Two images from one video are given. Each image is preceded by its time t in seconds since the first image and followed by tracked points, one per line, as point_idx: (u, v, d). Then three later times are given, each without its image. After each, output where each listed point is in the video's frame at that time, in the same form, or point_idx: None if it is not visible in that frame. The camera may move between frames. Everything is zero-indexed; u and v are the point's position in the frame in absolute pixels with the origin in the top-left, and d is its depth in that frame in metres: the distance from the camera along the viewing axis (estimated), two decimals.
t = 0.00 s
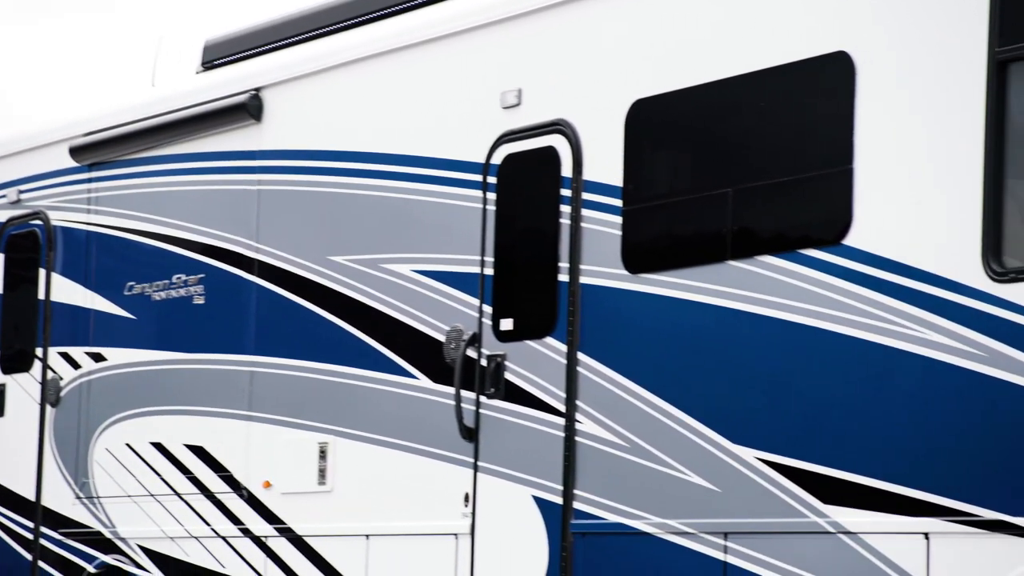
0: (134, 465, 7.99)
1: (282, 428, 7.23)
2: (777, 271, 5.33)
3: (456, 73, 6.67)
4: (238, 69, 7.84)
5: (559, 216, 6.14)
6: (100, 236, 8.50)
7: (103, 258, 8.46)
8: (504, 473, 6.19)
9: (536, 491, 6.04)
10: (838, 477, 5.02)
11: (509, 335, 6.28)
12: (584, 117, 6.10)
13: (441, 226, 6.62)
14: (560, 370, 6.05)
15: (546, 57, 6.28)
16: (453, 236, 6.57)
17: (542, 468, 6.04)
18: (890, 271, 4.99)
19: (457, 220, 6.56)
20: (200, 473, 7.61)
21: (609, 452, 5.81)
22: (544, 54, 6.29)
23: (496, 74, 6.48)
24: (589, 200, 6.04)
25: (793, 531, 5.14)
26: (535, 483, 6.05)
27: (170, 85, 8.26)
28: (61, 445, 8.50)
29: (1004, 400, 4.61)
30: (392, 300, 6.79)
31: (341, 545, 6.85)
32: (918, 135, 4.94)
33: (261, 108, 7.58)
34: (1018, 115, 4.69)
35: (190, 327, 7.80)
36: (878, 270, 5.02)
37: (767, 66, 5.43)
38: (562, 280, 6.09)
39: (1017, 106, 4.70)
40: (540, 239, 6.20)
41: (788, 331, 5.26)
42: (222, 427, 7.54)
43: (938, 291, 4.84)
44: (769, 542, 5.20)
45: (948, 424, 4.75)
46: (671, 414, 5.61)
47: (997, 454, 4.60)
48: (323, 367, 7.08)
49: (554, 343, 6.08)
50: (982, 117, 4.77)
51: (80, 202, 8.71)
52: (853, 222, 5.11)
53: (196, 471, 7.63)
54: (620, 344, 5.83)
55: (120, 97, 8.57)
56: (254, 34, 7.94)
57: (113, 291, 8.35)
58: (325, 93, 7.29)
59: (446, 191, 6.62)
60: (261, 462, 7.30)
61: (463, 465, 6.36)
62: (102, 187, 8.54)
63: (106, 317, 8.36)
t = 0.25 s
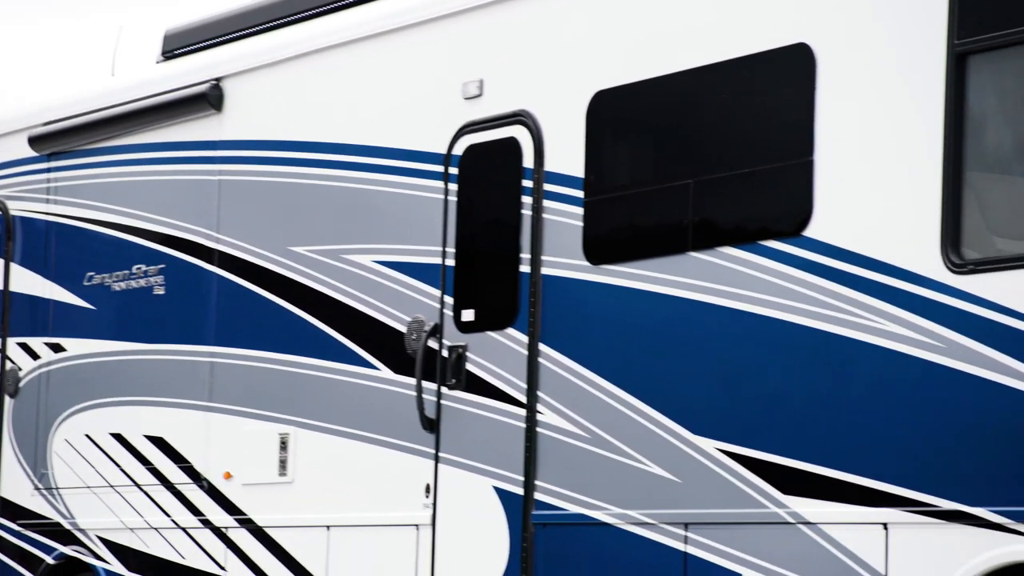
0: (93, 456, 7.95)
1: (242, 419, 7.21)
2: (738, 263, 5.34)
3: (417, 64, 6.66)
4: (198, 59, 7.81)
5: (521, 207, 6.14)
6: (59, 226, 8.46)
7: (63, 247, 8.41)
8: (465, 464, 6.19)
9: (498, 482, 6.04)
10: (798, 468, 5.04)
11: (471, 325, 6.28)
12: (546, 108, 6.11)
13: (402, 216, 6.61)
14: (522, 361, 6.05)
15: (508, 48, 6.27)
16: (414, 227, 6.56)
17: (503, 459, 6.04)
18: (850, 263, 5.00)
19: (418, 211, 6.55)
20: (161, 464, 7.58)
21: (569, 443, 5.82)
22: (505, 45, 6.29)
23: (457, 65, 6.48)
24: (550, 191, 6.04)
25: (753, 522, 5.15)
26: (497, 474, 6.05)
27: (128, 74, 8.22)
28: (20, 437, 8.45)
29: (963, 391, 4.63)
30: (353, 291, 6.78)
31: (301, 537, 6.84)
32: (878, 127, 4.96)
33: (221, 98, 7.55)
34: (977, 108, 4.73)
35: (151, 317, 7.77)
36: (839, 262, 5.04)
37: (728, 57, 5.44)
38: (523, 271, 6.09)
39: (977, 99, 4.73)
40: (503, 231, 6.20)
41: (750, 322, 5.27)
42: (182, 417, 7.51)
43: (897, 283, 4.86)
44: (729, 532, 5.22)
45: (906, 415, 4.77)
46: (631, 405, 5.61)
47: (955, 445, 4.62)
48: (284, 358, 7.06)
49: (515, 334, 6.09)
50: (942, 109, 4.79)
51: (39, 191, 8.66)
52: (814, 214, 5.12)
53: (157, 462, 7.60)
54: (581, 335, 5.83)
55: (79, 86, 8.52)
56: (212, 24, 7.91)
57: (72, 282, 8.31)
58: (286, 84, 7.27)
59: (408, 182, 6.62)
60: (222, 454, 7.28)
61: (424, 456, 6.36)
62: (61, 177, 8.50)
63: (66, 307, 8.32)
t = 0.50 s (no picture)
0: (52, 446, 7.92)
1: (203, 409, 7.19)
2: (699, 253, 5.35)
3: (379, 54, 6.65)
4: (158, 47, 7.77)
5: (483, 197, 6.14)
6: (18, 215, 8.41)
7: (21, 236, 8.37)
8: (427, 453, 6.19)
9: (459, 472, 6.05)
10: (758, 457, 5.05)
11: (433, 315, 6.28)
12: (508, 98, 6.10)
13: (363, 206, 6.60)
14: (485, 351, 6.04)
15: (470, 38, 6.27)
16: (376, 217, 6.55)
17: (465, 449, 6.05)
18: (811, 253, 5.02)
19: (380, 200, 6.54)
20: (121, 454, 7.56)
21: (532, 432, 5.82)
22: (468, 35, 6.29)
23: (420, 56, 6.47)
24: (512, 181, 6.04)
25: (715, 511, 5.17)
26: (458, 464, 6.06)
27: (87, 62, 8.18)
28: None
29: (923, 381, 4.66)
30: (314, 280, 6.77)
31: (262, 527, 6.83)
32: (839, 118, 4.98)
33: (181, 87, 7.53)
34: (937, 99, 4.75)
35: (111, 306, 7.74)
36: (800, 252, 5.05)
37: (690, 48, 5.46)
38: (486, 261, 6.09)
39: (936, 90, 4.75)
40: (465, 220, 6.19)
41: (712, 312, 5.28)
42: (143, 407, 7.49)
43: (858, 273, 4.88)
44: (690, 522, 5.23)
45: (867, 404, 4.79)
46: (593, 394, 5.62)
47: (915, 435, 4.65)
48: (245, 348, 7.04)
49: (477, 324, 6.09)
50: (901, 100, 4.81)
51: None
52: (775, 204, 5.14)
53: (117, 452, 7.58)
54: (543, 325, 5.84)
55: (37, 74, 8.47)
56: (171, 12, 7.87)
57: (31, 271, 8.27)
58: (247, 73, 7.25)
59: (370, 171, 6.61)
60: (183, 444, 7.26)
61: (385, 445, 6.36)
62: (19, 166, 8.45)
63: (25, 297, 8.28)
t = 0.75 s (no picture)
0: (11, 435, 7.88)
1: (163, 399, 7.17)
2: (661, 244, 5.36)
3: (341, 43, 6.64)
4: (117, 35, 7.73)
5: (445, 186, 6.13)
6: None
7: None
8: (388, 443, 6.19)
9: (420, 462, 6.05)
10: (719, 447, 5.07)
11: (394, 305, 6.27)
12: (470, 88, 6.10)
13: (325, 195, 6.59)
14: (446, 341, 6.04)
15: (433, 28, 6.27)
16: (337, 206, 6.54)
17: (426, 439, 6.05)
18: (772, 244, 5.03)
19: (341, 190, 6.53)
20: (80, 444, 7.52)
21: (493, 422, 5.83)
22: (430, 25, 6.28)
23: (382, 45, 6.47)
24: (474, 171, 6.04)
25: (676, 500, 5.18)
26: (419, 454, 6.06)
27: (45, 50, 8.13)
28: None
29: (883, 371, 4.68)
30: (275, 270, 6.75)
31: (223, 517, 6.82)
32: (799, 109, 4.99)
33: (141, 75, 7.49)
34: (897, 91, 4.77)
35: (70, 296, 7.71)
36: (761, 242, 5.07)
37: (652, 38, 5.46)
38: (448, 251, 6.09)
39: (897, 82, 4.77)
40: (427, 211, 6.19)
41: (672, 302, 5.29)
42: (102, 397, 7.46)
43: (818, 263, 4.90)
44: (651, 512, 5.24)
45: (827, 395, 4.81)
46: (555, 384, 5.63)
47: (875, 425, 4.67)
48: (206, 337, 7.02)
49: (439, 314, 6.08)
50: (861, 91, 4.83)
51: None
52: (736, 195, 5.15)
53: (76, 442, 7.54)
54: (504, 315, 5.84)
55: None
56: None
57: None
58: (207, 61, 7.23)
59: (331, 161, 6.60)
60: (143, 433, 7.24)
61: (346, 436, 6.35)
62: None
63: None
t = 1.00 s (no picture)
0: None
1: (125, 390, 7.15)
2: (624, 235, 5.37)
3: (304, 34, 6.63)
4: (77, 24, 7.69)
5: (408, 177, 6.12)
6: None
7: None
8: (351, 434, 6.19)
9: (383, 452, 6.05)
10: (682, 438, 5.08)
11: (357, 296, 6.26)
12: (433, 79, 6.10)
13: (287, 186, 6.57)
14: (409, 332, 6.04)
15: (396, 19, 6.27)
16: (300, 197, 6.53)
17: (388, 429, 6.04)
18: (735, 235, 5.04)
19: (304, 180, 6.52)
20: (41, 435, 7.49)
21: (456, 413, 5.83)
22: (394, 15, 6.28)
23: (345, 36, 6.46)
24: (438, 161, 6.03)
25: (638, 491, 5.19)
26: (382, 444, 6.06)
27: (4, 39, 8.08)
28: None
29: (845, 362, 4.69)
30: (237, 260, 6.73)
31: (184, 507, 6.80)
32: (762, 101, 5.00)
33: (102, 64, 7.46)
34: (859, 83, 4.79)
35: (32, 286, 7.67)
36: (724, 234, 5.08)
37: (615, 29, 5.47)
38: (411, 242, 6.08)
39: (858, 74, 4.79)
40: (390, 201, 6.18)
41: (635, 293, 5.30)
42: (63, 387, 7.43)
43: (780, 255, 4.91)
44: (612, 502, 5.25)
45: (789, 386, 4.82)
46: (518, 375, 5.63)
47: (836, 416, 4.69)
48: (168, 328, 7.00)
49: (401, 305, 6.08)
50: (823, 83, 4.85)
51: None
52: (698, 186, 5.16)
53: (37, 433, 7.51)
54: (468, 305, 5.84)
55: None
56: None
57: None
58: (169, 51, 7.20)
59: (294, 151, 6.58)
60: (104, 424, 7.21)
61: (309, 427, 6.34)
62: None
63: None
